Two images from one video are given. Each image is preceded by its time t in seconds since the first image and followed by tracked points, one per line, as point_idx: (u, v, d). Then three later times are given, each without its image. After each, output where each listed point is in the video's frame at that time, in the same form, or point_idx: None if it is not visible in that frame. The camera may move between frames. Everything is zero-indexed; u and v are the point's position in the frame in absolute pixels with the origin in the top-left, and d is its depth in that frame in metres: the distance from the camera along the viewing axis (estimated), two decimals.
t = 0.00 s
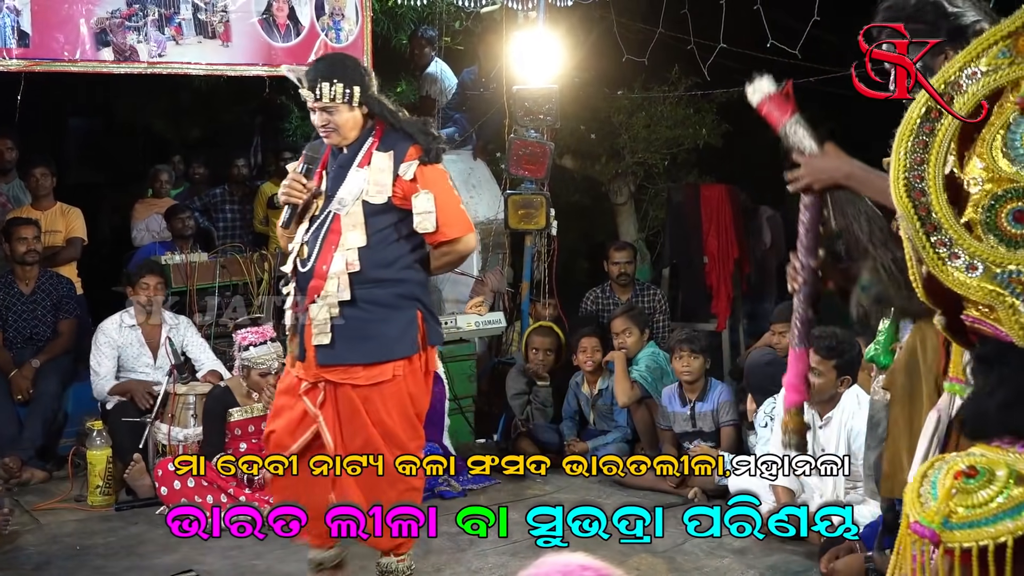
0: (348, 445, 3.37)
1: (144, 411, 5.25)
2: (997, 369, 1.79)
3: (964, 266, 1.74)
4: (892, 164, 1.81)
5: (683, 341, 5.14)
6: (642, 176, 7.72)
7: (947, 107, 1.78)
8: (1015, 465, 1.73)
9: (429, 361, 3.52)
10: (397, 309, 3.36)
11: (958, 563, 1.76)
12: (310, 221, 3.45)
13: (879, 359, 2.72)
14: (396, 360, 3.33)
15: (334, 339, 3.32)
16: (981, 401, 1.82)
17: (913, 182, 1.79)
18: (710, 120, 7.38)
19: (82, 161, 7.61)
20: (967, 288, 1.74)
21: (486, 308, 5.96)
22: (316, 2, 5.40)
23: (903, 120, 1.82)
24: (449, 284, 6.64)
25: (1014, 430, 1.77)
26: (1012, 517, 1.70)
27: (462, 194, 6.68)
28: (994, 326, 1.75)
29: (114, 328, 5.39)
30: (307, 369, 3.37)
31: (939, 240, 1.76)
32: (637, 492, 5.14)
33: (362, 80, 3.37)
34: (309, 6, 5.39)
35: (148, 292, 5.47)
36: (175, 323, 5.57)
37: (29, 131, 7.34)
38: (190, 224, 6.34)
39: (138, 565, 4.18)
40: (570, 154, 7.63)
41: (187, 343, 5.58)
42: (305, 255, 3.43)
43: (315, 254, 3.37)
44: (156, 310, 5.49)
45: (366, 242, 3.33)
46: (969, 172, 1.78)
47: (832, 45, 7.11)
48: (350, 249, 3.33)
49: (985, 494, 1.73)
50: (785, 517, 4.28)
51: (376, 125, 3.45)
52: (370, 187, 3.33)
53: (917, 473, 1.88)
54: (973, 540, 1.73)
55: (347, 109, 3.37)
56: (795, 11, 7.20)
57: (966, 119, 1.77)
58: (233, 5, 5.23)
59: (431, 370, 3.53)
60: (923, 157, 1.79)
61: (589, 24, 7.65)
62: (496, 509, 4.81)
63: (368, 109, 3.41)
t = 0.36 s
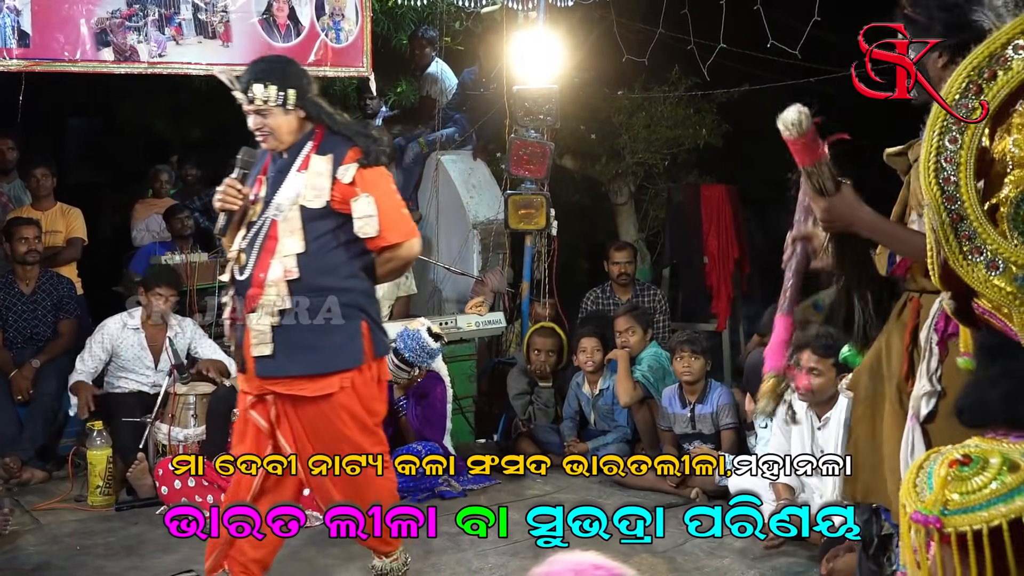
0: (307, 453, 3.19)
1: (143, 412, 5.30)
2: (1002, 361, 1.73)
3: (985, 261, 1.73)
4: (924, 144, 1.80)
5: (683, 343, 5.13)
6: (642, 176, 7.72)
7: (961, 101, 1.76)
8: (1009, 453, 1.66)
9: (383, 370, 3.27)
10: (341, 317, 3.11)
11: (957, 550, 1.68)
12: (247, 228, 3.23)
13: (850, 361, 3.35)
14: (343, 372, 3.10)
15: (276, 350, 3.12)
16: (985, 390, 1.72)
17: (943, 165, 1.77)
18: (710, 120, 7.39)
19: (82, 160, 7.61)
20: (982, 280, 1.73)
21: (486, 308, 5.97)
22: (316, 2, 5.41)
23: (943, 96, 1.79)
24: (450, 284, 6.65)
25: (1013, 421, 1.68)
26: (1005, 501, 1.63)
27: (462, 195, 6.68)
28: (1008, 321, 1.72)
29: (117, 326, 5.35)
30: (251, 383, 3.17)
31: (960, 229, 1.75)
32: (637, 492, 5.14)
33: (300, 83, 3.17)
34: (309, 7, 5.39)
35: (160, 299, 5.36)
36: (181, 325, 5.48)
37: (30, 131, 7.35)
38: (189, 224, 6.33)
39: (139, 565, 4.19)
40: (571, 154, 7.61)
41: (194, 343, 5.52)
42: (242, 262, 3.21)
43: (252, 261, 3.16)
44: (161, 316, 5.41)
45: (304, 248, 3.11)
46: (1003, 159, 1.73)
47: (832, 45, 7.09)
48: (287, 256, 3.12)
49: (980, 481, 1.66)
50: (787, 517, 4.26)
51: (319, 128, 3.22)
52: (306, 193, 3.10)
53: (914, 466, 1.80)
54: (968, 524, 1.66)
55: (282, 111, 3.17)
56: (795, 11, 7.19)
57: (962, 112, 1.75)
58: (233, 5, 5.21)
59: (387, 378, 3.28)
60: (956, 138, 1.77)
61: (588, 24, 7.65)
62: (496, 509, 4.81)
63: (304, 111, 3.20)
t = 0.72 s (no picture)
0: (209, 454, 3.06)
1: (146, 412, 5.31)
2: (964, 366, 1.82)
3: (959, 293, 1.75)
4: (916, 171, 1.76)
5: (686, 343, 5.11)
6: (646, 176, 7.71)
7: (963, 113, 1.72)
8: (973, 428, 1.80)
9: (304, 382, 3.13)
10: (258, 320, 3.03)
11: (924, 519, 1.86)
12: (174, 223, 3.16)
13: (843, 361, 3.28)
14: (255, 374, 3.00)
15: (191, 350, 3.05)
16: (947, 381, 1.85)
17: (932, 192, 1.74)
18: (714, 119, 7.38)
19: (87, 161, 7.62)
20: (956, 308, 1.75)
21: (489, 308, 5.96)
22: (320, 3, 5.40)
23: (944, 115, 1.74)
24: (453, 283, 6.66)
25: (975, 409, 1.82)
26: (978, 464, 1.78)
27: (466, 195, 6.65)
28: (975, 345, 1.77)
29: (128, 333, 5.27)
30: (168, 382, 3.09)
31: (935, 251, 1.75)
32: (640, 492, 5.13)
33: (223, 75, 3.08)
34: (313, 6, 5.38)
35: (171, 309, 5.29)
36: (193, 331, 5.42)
37: (35, 131, 7.36)
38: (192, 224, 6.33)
39: (142, 565, 4.19)
40: (574, 154, 7.63)
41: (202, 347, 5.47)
42: (166, 259, 3.15)
43: (175, 260, 3.10)
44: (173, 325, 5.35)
45: (226, 246, 3.04)
46: (992, 189, 1.71)
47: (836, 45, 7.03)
48: (208, 254, 3.05)
49: (949, 451, 1.82)
50: (790, 517, 4.27)
51: (246, 121, 3.13)
52: (229, 188, 3.03)
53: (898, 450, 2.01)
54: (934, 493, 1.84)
55: (206, 104, 3.07)
56: (798, 10, 7.17)
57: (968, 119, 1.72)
58: (237, 4, 5.23)
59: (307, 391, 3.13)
60: (950, 163, 1.73)
61: (592, 25, 7.62)
62: (497, 509, 4.81)
63: (229, 104, 3.10)
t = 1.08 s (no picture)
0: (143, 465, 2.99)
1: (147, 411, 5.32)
2: (931, 375, 1.94)
3: (909, 296, 1.91)
4: (843, 186, 1.97)
5: (688, 344, 5.09)
6: (647, 177, 7.69)
7: (961, 114, 1.91)
8: (929, 432, 1.93)
9: (247, 397, 3.04)
10: (202, 329, 2.96)
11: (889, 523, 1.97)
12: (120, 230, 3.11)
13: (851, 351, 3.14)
14: (196, 385, 2.93)
15: (135, 356, 2.98)
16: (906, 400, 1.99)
17: (863, 207, 1.94)
18: (715, 120, 7.38)
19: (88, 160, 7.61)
20: (908, 310, 1.92)
21: (490, 308, 5.96)
22: (321, 3, 5.40)
23: (861, 128, 1.98)
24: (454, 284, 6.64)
25: (938, 412, 1.92)
26: (931, 461, 1.89)
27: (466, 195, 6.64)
28: (933, 348, 1.92)
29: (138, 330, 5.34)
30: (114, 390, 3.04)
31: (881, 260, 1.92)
32: (640, 492, 5.14)
33: (175, 69, 3.03)
34: (314, 6, 5.39)
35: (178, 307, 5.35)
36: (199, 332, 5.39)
37: (36, 130, 7.35)
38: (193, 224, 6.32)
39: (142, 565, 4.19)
40: (575, 154, 7.63)
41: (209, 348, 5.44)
42: (111, 265, 3.09)
43: (118, 265, 3.04)
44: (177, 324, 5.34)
45: (165, 253, 2.97)
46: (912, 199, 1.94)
47: (835, 45, 7.10)
48: (148, 260, 2.98)
49: (905, 454, 1.95)
50: (791, 515, 4.17)
51: (195, 125, 3.07)
52: (170, 192, 2.96)
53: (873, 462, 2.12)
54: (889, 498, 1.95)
55: (153, 96, 3.03)
56: (799, 10, 7.17)
57: (969, 119, 1.90)
58: (238, 4, 5.23)
59: (249, 407, 3.04)
60: (872, 175, 1.95)
61: (593, 25, 7.64)
62: (497, 509, 4.82)
63: (177, 102, 3.05)
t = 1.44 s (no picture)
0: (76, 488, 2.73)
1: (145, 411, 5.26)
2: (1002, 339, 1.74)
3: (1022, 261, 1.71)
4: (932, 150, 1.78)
5: (686, 344, 5.10)
6: (645, 177, 7.70)
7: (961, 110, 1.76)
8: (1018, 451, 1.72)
9: (186, 405, 2.78)
10: (133, 337, 2.69)
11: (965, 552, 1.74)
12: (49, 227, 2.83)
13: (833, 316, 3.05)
14: (126, 399, 2.66)
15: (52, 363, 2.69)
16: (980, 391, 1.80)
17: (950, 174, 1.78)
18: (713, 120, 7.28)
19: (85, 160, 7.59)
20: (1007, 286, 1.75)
21: (488, 308, 5.97)
22: (319, 2, 5.41)
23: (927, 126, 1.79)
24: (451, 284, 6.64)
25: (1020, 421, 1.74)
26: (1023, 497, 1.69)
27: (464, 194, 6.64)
28: None
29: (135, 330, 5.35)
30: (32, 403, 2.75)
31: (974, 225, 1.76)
32: (638, 492, 5.14)
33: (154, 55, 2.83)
34: (312, 7, 5.39)
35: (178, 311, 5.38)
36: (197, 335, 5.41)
37: (34, 130, 7.36)
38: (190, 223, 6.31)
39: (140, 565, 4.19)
40: (572, 154, 7.63)
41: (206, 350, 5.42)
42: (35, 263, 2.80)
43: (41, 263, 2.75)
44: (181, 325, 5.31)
45: (93, 250, 2.68)
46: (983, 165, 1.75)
47: (832, 45, 7.15)
48: (72, 258, 2.68)
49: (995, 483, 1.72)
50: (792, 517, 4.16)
51: (143, 120, 2.84)
52: (107, 187, 2.69)
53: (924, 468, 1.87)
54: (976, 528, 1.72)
55: (131, 83, 2.81)
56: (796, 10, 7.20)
57: (969, 118, 1.75)
58: (235, 5, 5.23)
59: (189, 416, 2.78)
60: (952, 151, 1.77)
61: (591, 25, 7.62)
62: (496, 509, 4.82)
63: (151, 92, 2.85)
